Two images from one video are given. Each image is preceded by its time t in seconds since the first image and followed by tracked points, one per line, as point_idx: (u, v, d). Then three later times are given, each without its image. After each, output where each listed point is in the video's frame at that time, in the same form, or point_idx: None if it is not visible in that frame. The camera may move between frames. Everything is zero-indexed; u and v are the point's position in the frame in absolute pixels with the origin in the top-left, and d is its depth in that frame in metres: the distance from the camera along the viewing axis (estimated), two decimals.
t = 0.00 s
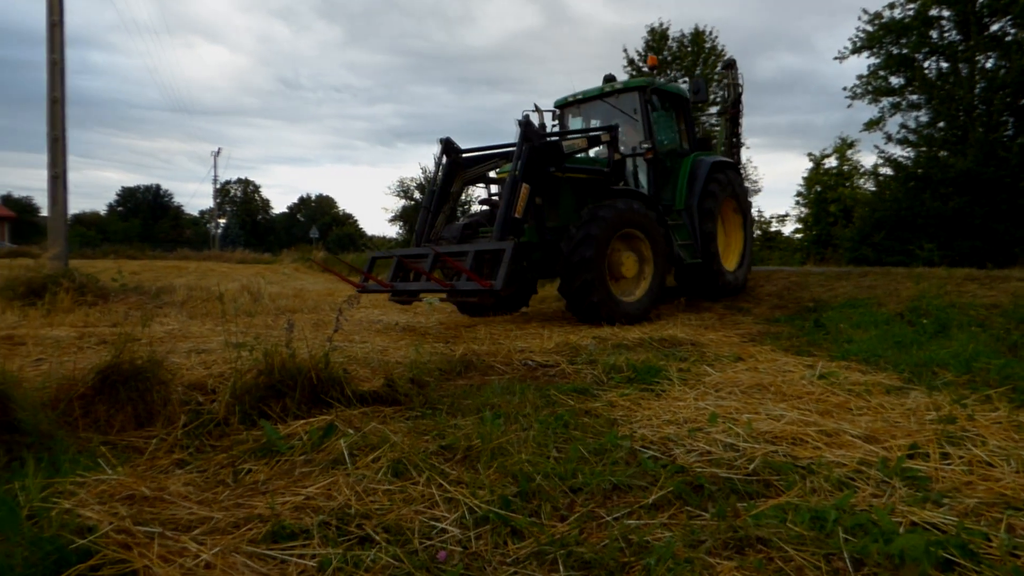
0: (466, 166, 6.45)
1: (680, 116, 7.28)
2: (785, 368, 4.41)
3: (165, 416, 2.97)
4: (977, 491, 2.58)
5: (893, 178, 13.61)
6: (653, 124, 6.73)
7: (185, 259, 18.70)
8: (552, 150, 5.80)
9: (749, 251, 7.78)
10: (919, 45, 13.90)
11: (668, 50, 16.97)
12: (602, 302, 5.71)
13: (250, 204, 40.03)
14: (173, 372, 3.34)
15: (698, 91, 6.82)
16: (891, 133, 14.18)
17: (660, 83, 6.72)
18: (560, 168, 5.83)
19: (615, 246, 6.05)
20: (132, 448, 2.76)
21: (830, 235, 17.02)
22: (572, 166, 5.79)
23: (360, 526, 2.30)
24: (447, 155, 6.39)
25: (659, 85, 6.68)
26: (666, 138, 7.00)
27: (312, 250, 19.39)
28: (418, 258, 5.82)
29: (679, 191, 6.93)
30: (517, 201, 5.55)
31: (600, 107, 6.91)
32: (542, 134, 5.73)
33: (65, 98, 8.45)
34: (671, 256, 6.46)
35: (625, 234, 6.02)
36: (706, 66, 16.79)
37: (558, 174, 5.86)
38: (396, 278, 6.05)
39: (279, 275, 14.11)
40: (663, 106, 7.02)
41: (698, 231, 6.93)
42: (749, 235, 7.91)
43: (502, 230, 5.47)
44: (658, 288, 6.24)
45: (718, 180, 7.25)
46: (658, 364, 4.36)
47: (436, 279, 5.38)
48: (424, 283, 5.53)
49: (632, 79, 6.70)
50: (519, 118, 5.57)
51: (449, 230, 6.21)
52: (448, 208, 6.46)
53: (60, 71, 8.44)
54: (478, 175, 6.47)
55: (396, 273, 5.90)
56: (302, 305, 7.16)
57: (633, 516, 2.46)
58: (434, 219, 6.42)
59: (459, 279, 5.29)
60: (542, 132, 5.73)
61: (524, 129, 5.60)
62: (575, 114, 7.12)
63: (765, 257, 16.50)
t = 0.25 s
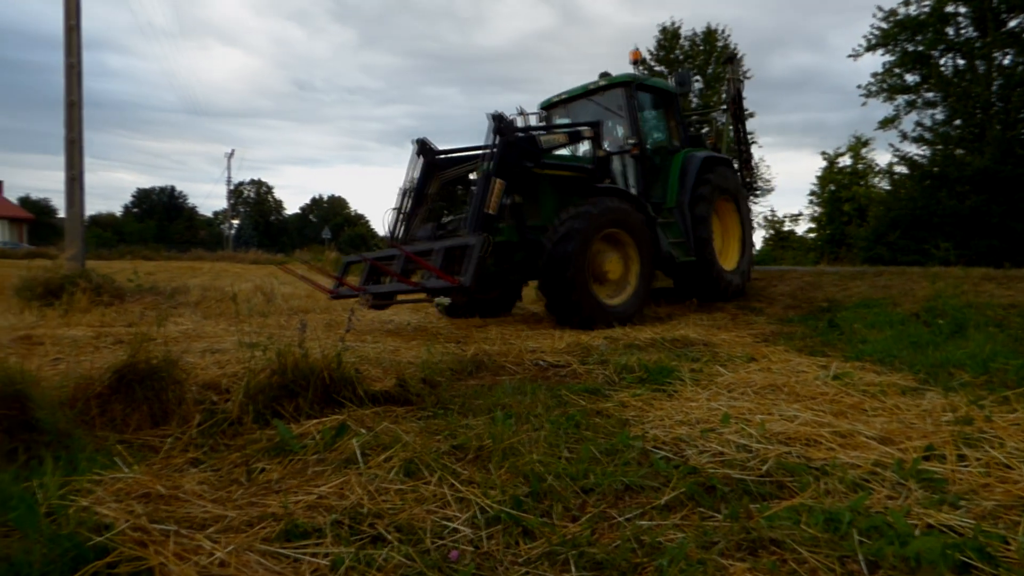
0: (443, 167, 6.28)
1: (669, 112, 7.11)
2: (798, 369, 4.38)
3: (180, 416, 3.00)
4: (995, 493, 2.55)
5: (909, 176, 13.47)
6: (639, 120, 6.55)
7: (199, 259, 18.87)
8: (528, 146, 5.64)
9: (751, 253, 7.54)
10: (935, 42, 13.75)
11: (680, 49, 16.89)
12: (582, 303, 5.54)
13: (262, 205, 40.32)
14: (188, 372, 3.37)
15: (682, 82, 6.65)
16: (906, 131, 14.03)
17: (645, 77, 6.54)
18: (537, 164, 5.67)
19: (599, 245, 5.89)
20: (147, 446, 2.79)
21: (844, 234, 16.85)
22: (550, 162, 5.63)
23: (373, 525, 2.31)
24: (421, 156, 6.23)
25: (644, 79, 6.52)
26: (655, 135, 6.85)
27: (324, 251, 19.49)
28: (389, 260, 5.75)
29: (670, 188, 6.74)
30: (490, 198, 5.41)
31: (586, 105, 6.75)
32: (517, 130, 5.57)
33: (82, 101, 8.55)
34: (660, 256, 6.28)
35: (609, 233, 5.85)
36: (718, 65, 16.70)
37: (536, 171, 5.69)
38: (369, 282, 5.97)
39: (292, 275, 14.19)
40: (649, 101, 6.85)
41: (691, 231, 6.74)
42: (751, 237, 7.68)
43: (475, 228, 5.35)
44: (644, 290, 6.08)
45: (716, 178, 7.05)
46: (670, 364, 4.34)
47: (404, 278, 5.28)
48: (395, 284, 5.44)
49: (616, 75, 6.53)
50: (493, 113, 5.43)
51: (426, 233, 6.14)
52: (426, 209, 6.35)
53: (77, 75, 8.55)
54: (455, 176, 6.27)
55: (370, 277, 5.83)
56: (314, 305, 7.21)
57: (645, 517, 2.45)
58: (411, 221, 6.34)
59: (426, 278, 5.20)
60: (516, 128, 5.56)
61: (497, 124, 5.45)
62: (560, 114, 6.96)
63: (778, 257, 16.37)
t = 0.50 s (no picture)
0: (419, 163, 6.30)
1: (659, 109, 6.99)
2: (812, 369, 4.34)
3: (195, 414, 3.02)
4: (1014, 496, 2.51)
5: (924, 175, 13.20)
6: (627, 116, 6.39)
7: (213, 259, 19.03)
8: (502, 139, 5.51)
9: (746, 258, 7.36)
10: (951, 39, 13.54)
11: (692, 48, 16.79)
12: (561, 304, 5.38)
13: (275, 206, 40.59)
14: (203, 371, 3.41)
15: (671, 77, 6.51)
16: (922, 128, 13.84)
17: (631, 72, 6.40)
18: (512, 157, 5.53)
19: (579, 246, 5.76)
20: (163, 444, 2.81)
21: (859, 233, 16.67)
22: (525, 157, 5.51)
23: (386, 524, 2.32)
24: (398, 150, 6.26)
25: (632, 74, 6.38)
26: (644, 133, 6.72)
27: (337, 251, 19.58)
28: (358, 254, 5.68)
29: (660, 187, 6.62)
30: (459, 191, 5.27)
31: (574, 101, 6.62)
32: (490, 123, 5.44)
33: (99, 103, 8.66)
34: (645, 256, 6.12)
35: (589, 231, 5.71)
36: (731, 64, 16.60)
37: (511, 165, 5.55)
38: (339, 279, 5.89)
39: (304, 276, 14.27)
40: (638, 98, 6.72)
41: (680, 231, 6.58)
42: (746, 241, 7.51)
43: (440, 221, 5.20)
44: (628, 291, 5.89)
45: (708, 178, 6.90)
46: (683, 364, 4.32)
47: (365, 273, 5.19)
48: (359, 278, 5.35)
49: (604, 71, 6.39)
50: (464, 105, 5.30)
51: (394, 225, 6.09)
52: (400, 205, 6.35)
53: (94, 77, 8.65)
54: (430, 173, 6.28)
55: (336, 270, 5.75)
56: (327, 305, 7.25)
57: (657, 518, 2.45)
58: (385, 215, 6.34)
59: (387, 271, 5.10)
60: (488, 121, 5.43)
61: (468, 116, 5.31)
62: (549, 111, 6.86)
63: (791, 256, 16.23)
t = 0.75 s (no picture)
0: (407, 157, 6.31)
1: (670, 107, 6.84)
2: (832, 370, 4.29)
3: (215, 412, 3.06)
4: None
5: (947, 173, 12.92)
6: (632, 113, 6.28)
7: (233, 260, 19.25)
8: (488, 136, 5.41)
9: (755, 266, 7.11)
10: (975, 35, 13.35)
11: (710, 46, 16.67)
12: (541, 309, 5.22)
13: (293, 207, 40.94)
14: (223, 370, 3.45)
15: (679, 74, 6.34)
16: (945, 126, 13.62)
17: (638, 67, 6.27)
18: (498, 156, 5.43)
19: (566, 248, 5.63)
20: (184, 442, 2.85)
21: (880, 233, 16.43)
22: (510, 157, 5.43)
23: (403, 522, 2.33)
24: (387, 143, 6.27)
25: (639, 70, 6.26)
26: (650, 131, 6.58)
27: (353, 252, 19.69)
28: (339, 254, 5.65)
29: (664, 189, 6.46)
30: (438, 191, 5.16)
31: (579, 96, 6.54)
32: (476, 120, 5.35)
33: (122, 106, 8.80)
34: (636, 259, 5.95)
35: (576, 232, 5.57)
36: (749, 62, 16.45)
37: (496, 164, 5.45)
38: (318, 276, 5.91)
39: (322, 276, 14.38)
40: (646, 95, 6.58)
41: (680, 235, 6.39)
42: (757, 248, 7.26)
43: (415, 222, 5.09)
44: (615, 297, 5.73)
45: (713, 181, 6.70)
46: (700, 365, 4.29)
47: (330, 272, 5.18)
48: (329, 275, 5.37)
49: (610, 66, 6.30)
50: (448, 100, 5.23)
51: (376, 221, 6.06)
52: (387, 199, 6.34)
53: (117, 80, 8.79)
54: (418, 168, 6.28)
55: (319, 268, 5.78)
56: (344, 305, 7.30)
57: (674, 519, 2.43)
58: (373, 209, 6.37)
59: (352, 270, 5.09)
60: (474, 118, 5.34)
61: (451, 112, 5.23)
62: (556, 105, 6.80)
63: (810, 257, 16.05)
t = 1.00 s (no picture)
0: (393, 148, 6.35)
1: (674, 102, 6.71)
2: (852, 371, 4.23)
3: (235, 411, 3.09)
4: None
5: (971, 171, 12.72)
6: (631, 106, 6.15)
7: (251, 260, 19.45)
8: (472, 128, 5.34)
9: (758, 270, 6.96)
10: (999, 30, 13.01)
11: (727, 44, 16.52)
12: (519, 308, 5.04)
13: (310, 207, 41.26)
14: (242, 369, 3.48)
15: (679, 67, 6.23)
16: (968, 123, 13.37)
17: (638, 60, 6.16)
18: (482, 148, 5.37)
19: (553, 246, 5.46)
20: (205, 439, 2.89)
21: (901, 232, 16.17)
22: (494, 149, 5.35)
23: (420, 521, 2.34)
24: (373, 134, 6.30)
25: (641, 62, 6.13)
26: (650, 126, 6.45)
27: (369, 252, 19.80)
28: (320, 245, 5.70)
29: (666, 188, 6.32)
30: (415, 184, 5.13)
31: (579, 89, 6.41)
32: (460, 111, 5.30)
33: (144, 109, 8.93)
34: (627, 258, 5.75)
35: (563, 229, 5.40)
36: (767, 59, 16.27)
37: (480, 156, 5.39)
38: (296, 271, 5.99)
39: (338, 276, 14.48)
40: (648, 88, 6.44)
41: (677, 236, 6.21)
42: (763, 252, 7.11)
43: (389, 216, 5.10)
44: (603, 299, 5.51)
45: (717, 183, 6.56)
46: (718, 365, 4.25)
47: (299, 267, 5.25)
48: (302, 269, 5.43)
49: (611, 57, 6.17)
50: (430, 89, 5.19)
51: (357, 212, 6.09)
52: (371, 191, 6.37)
53: (139, 83, 8.93)
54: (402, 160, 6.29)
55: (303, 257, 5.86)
56: (361, 304, 7.34)
57: (692, 520, 2.42)
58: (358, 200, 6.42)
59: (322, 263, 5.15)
60: (457, 109, 5.28)
61: (433, 101, 5.19)
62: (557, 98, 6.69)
63: (830, 256, 15.86)
